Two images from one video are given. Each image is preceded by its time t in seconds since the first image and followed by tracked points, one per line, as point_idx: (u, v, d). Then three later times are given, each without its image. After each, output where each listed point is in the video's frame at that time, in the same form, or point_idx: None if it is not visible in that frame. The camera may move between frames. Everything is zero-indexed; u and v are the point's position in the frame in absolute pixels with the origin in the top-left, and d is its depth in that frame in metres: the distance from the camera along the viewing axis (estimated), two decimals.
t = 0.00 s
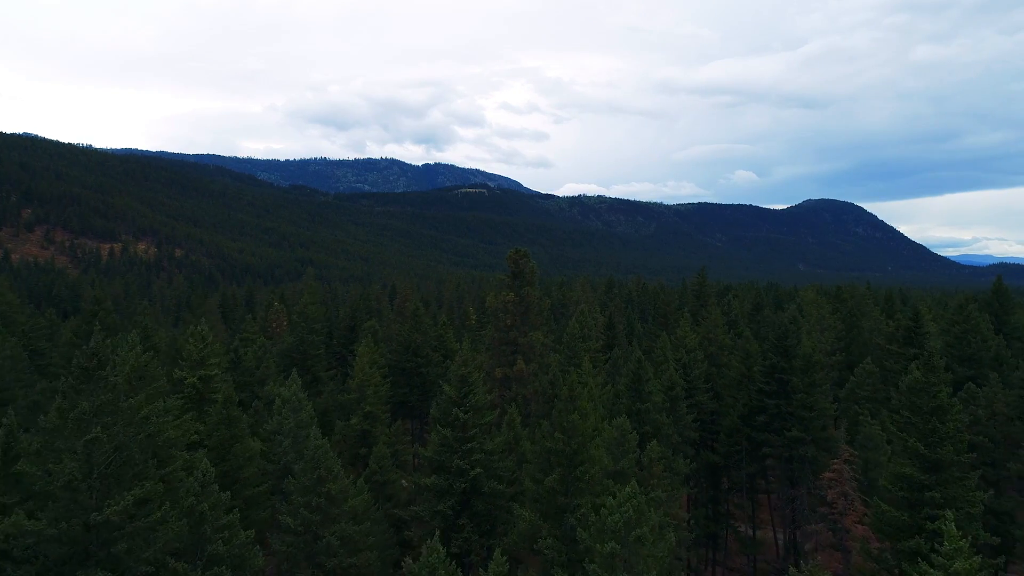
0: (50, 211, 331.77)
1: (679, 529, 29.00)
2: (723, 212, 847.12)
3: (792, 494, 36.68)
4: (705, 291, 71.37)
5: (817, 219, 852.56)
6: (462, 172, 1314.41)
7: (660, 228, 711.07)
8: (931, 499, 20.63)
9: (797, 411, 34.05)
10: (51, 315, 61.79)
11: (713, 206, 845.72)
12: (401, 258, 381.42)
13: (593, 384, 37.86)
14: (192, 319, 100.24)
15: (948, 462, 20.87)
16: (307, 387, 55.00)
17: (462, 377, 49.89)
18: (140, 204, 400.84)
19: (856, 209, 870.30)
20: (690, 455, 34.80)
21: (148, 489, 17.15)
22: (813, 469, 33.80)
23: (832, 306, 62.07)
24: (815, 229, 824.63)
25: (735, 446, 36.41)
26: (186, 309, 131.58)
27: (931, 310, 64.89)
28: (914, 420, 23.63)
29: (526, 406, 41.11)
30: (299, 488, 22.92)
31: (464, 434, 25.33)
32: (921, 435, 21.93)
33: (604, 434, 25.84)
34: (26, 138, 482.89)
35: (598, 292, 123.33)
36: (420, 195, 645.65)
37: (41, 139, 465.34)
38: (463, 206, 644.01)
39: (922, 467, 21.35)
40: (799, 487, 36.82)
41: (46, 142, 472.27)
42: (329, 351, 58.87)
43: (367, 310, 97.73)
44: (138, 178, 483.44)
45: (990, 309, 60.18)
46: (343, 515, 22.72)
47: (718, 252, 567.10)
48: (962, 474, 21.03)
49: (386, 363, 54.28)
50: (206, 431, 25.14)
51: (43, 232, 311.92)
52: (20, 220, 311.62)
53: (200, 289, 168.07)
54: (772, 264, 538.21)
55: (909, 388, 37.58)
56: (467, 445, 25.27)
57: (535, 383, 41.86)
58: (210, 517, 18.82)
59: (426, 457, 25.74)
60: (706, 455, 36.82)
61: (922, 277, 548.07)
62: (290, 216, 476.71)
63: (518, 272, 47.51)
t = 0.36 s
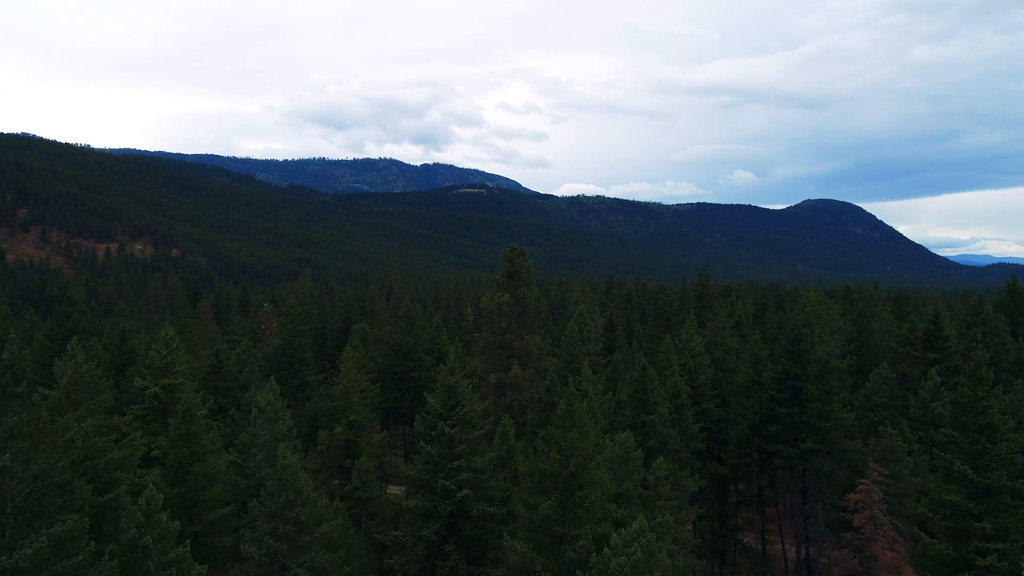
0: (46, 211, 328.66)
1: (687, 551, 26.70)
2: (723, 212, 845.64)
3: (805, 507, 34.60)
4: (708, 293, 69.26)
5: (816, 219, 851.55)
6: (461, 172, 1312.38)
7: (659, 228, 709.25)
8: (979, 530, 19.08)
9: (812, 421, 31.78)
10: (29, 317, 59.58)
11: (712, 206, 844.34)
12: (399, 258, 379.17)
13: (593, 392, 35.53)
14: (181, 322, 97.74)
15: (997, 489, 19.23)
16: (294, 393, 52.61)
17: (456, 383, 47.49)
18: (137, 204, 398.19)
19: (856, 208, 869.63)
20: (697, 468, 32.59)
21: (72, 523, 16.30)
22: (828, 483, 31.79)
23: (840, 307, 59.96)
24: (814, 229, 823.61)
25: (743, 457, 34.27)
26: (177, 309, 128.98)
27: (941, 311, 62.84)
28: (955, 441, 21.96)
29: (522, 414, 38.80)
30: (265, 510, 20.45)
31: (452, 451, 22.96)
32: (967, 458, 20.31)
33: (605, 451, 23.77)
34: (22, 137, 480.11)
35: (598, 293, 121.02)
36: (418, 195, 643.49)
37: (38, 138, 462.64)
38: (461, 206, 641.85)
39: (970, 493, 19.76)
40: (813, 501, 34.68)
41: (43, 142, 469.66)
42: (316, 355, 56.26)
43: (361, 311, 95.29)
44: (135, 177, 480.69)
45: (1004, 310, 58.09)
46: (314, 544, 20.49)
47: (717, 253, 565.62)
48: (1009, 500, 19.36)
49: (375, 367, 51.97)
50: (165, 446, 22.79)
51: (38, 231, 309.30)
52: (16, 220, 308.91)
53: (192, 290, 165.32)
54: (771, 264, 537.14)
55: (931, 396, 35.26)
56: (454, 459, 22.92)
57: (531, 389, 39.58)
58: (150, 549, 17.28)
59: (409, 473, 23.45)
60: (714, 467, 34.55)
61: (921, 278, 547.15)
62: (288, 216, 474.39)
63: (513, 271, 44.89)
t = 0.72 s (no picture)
0: (42, 211, 325.97)
1: None
2: (722, 212, 844.59)
3: (819, 524, 32.47)
4: (712, 294, 67.20)
5: (814, 219, 850.94)
6: (460, 173, 1310.70)
7: (658, 228, 707.68)
8: None
9: (828, 434, 29.50)
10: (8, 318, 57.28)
11: (711, 206, 843.59)
12: (397, 258, 376.91)
13: (593, 400, 33.28)
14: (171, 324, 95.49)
15: None
16: (281, 399, 50.34)
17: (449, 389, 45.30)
18: (134, 204, 395.59)
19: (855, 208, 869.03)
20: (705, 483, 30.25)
21: None
22: (847, 500, 29.64)
23: (849, 308, 57.90)
24: (813, 229, 822.87)
25: (753, 470, 32.09)
26: (170, 309, 126.77)
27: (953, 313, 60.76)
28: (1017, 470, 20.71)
29: (517, 423, 36.59)
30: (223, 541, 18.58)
31: (436, 472, 20.63)
32: None
33: (607, 471, 21.80)
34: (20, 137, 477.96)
35: (598, 294, 118.95)
36: (416, 195, 641.60)
37: (35, 139, 460.34)
38: (460, 206, 639.80)
39: None
40: (827, 517, 32.50)
41: (40, 142, 467.29)
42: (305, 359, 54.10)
43: (356, 313, 93.13)
44: (133, 177, 478.12)
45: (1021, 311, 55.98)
46: None
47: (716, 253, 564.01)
48: None
49: (365, 372, 49.73)
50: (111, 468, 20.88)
51: (34, 231, 306.73)
52: (12, 220, 306.30)
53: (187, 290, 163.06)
54: (770, 264, 536.06)
55: (954, 404, 32.97)
56: (438, 481, 20.58)
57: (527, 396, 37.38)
58: None
59: (389, 496, 21.13)
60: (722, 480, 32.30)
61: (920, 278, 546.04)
62: (286, 216, 471.77)
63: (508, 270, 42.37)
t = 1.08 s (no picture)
0: (37, 211, 323.10)
1: None
2: (721, 212, 843.25)
3: (834, 539, 30.66)
4: (715, 295, 65.22)
5: (813, 219, 849.76)
6: (459, 173, 1308.46)
7: (657, 228, 705.70)
8: None
9: (846, 446, 27.47)
10: None
11: (710, 206, 842.10)
12: (396, 258, 374.57)
13: (593, 408, 31.25)
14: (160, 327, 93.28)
15: None
16: (267, 405, 48.17)
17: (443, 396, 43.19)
18: (130, 203, 392.79)
19: (853, 208, 868.43)
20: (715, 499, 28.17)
21: None
22: (867, 517, 27.64)
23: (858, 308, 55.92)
24: (812, 229, 821.57)
25: (766, 483, 30.01)
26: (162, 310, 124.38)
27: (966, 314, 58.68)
28: None
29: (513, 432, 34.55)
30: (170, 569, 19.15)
31: (419, 495, 18.59)
32: None
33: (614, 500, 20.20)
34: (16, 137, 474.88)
35: (597, 294, 116.81)
36: (415, 195, 639.42)
37: (32, 138, 457.44)
38: (458, 206, 637.63)
39: None
40: (845, 533, 30.48)
41: (36, 141, 464.40)
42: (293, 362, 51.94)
43: (350, 314, 91.03)
44: (130, 177, 475.24)
45: None
46: None
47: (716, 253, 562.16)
48: None
49: (355, 377, 47.61)
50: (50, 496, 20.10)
51: (30, 231, 303.72)
52: (7, 219, 303.39)
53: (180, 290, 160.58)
54: (770, 264, 534.37)
55: (978, 413, 30.87)
56: (422, 507, 18.57)
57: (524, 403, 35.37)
58: None
59: (369, 521, 19.19)
60: (730, 494, 30.39)
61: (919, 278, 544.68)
62: (284, 216, 469.27)
63: (503, 270, 40.04)
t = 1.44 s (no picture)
0: (33, 210, 320.25)
1: None
2: (719, 212, 842.01)
3: (853, 559, 28.46)
4: (717, 295, 62.96)
5: (812, 219, 848.92)
6: (457, 172, 1306.63)
7: (656, 228, 704.32)
8: None
9: (870, 462, 25.28)
10: None
11: (709, 206, 841.12)
12: (394, 258, 372.30)
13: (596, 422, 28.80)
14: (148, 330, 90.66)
15: None
16: (251, 412, 45.83)
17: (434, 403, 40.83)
18: (127, 203, 390.07)
19: (852, 208, 867.84)
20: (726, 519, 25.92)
21: None
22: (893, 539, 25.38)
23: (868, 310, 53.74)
24: (811, 229, 820.58)
25: (781, 501, 27.76)
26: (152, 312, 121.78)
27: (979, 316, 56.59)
28: None
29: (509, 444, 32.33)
30: None
31: (395, 528, 17.12)
32: None
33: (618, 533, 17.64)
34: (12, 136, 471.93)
35: (596, 294, 114.61)
36: (413, 195, 637.32)
37: (28, 138, 454.71)
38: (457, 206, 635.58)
39: None
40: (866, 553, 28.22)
41: (33, 140, 461.70)
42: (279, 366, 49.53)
43: (343, 314, 88.59)
44: (127, 177, 472.45)
45: None
46: None
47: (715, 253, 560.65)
48: None
49: (342, 381, 45.29)
50: None
51: (25, 231, 300.86)
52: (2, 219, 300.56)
53: (172, 290, 158.06)
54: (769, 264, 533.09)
55: (1010, 423, 28.47)
56: (397, 542, 17.08)
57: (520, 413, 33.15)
58: None
59: (337, 557, 17.45)
60: (742, 512, 28.16)
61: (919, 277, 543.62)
62: (281, 215, 466.70)
63: (498, 270, 37.34)
